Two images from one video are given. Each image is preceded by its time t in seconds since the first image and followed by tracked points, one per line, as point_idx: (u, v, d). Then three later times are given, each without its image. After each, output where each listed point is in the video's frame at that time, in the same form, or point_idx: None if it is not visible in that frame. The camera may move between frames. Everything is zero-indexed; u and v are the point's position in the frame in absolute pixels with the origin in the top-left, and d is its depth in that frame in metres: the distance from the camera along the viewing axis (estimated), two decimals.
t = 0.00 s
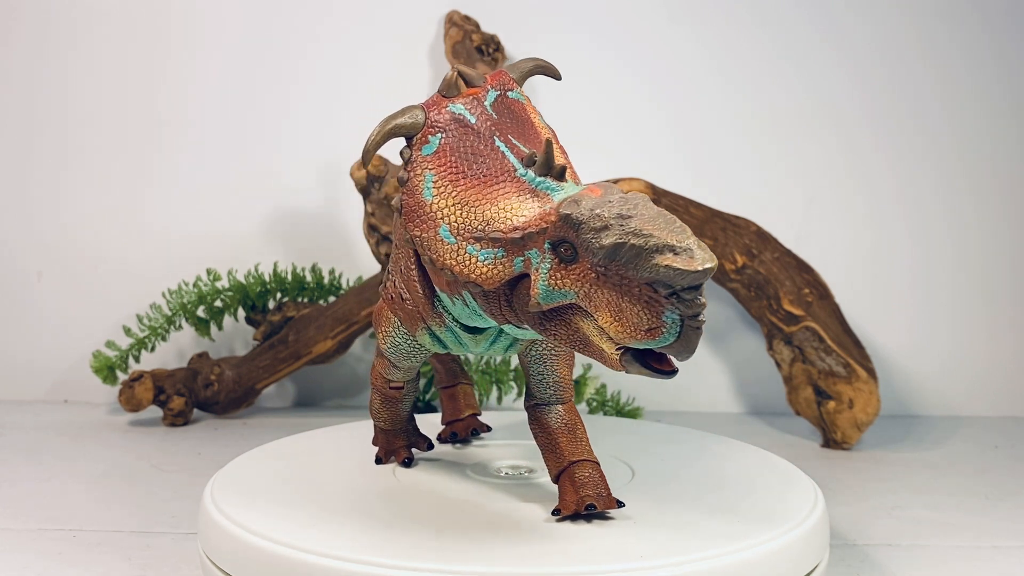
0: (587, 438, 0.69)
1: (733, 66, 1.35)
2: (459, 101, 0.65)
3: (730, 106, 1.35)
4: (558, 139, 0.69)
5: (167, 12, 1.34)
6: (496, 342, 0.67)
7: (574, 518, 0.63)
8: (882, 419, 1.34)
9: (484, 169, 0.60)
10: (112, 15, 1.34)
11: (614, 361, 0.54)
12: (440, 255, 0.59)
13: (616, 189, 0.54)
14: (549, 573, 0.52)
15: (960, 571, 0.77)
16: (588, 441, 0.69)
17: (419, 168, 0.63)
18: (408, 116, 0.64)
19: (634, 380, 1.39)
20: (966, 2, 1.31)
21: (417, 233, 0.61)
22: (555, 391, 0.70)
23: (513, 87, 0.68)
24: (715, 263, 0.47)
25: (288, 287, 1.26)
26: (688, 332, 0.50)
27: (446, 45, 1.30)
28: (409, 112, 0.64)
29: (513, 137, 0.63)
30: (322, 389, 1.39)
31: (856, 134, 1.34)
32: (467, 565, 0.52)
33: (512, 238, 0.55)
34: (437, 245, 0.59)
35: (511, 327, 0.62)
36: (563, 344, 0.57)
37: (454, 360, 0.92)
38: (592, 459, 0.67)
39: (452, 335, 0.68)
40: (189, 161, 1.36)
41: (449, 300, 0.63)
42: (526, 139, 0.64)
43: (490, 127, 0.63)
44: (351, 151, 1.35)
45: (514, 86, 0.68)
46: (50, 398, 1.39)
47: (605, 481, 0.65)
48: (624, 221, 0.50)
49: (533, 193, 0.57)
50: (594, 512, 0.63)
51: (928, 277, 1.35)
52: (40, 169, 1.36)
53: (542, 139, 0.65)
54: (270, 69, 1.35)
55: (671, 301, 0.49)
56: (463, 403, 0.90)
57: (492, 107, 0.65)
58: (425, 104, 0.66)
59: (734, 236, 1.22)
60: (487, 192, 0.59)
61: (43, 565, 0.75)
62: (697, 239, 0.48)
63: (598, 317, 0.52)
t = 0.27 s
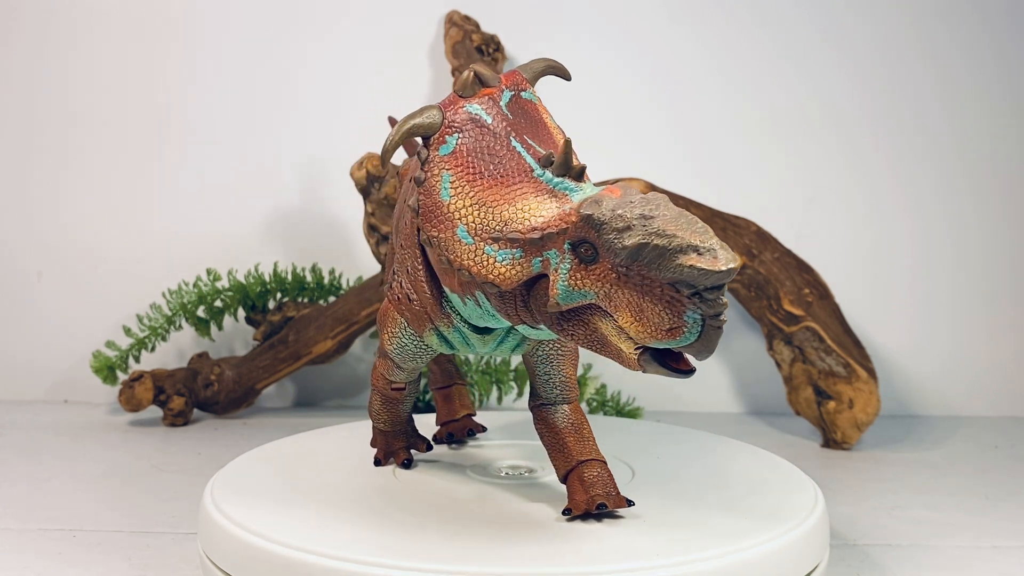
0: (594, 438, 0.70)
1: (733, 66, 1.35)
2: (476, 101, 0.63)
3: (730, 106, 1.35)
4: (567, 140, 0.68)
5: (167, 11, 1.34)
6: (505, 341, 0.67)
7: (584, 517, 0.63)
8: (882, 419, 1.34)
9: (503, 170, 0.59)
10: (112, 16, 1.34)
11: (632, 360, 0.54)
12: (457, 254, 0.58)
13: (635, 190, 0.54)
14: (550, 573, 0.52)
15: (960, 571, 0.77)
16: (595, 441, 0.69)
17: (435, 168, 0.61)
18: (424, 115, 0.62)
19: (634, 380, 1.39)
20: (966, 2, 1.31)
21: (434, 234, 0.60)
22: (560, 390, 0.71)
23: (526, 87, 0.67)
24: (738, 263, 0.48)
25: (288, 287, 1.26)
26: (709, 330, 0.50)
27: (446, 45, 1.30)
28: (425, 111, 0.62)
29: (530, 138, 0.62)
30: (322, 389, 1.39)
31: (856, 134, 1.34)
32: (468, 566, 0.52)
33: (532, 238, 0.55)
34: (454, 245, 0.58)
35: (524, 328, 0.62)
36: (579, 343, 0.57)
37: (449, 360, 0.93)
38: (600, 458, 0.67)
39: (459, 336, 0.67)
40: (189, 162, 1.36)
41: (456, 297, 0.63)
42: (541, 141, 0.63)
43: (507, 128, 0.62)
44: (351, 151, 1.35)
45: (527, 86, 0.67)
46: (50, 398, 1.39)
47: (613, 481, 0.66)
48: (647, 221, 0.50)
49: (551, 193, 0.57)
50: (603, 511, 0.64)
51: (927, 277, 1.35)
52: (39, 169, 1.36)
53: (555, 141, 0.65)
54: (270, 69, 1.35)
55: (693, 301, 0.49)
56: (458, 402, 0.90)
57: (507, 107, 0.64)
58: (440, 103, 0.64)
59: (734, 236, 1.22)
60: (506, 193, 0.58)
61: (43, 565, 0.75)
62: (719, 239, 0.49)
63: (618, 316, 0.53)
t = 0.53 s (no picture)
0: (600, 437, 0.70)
1: (734, 66, 1.35)
2: (491, 100, 0.63)
3: (730, 106, 1.35)
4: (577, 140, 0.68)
5: (167, 11, 1.34)
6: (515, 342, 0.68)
7: (593, 516, 0.63)
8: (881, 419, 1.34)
9: (519, 170, 0.59)
10: (112, 16, 1.34)
11: (649, 360, 0.54)
12: (475, 254, 0.58)
13: (654, 192, 0.54)
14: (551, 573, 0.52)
15: (960, 571, 0.77)
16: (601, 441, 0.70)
17: (453, 168, 0.61)
18: (442, 114, 0.61)
19: (634, 380, 1.39)
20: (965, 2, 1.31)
21: (451, 234, 0.59)
22: (566, 390, 0.72)
23: (539, 88, 0.67)
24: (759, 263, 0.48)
25: (288, 287, 1.26)
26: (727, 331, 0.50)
27: (446, 45, 1.30)
28: (442, 111, 0.62)
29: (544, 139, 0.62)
30: (322, 389, 1.39)
31: (856, 134, 1.34)
32: (469, 566, 0.52)
33: (550, 238, 0.55)
34: (471, 245, 0.58)
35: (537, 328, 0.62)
36: (595, 344, 0.57)
37: (444, 362, 0.92)
38: (607, 457, 0.68)
39: (467, 336, 0.67)
40: (189, 162, 1.36)
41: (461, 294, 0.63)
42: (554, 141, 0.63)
43: (521, 127, 0.61)
44: (351, 151, 1.35)
45: (540, 86, 0.67)
46: (50, 398, 1.39)
47: (620, 480, 0.66)
48: (668, 223, 0.50)
49: (569, 193, 0.56)
50: (613, 510, 0.64)
51: (928, 278, 1.35)
52: (40, 169, 1.36)
53: (567, 142, 0.65)
54: (270, 69, 1.35)
55: (715, 302, 0.49)
56: (454, 402, 0.90)
57: (523, 108, 0.64)
58: (457, 104, 0.64)
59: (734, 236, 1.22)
60: (524, 193, 0.57)
61: (42, 566, 0.75)
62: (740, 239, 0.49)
63: (637, 317, 0.52)
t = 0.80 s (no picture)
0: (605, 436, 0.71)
1: (734, 65, 1.34)
2: (507, 100, 0.63)
3: (730, 106, 1.35)
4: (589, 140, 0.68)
5: (167, 12, 1.34)
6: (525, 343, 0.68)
7: (603, 515, 0.63)
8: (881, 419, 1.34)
9: (536, 170, 0.59)
10: (113, 16, 1.34)
11: (665, 360, 0.54)
12: (493, 255, 0.58)
13: (673, 192, 0.54)
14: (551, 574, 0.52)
15: (960, 571, 0.77)
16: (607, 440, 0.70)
17: (470, 168, 0.61)
18: (460, 115, 0.61)
19: (634, 380, 1.39)
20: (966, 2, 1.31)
21: (469, 234, 0.59)
22: (571, 390, 0.72)
23: (553, 87, 0.66)
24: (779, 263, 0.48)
25: (288, 287, 1.26)
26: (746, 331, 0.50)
27: (446, 46, 1.31)
28: (459, 111, 0.62)
29: (560, 140, 0.62)
30: (322, 390, 1.39)
31: (856, 134, 1.34)
32: (469, 567, 0.52)
33: (569, 238, 0.55)
34: (490, 245, 0.58)
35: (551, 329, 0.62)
36: (611, 343, 0.57)
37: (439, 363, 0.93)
38: (614, 456, 0.68)
39: (475, 337, 0.68)
40: (189, 162, 1.36)
41: (471, 295, 0.64)
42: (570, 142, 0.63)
43: (538, 128, 0.61)
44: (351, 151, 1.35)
45: (554, 86, 0.66)
46: (50, 398, 1.39)
47: (628, 479, 0.67)
48: (690, 224, 0.50)
49: (587, 193, 0.57)
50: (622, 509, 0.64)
51: (928, 278, 1.35)
52: (39, 169, 1.36)
53: (581, 141, 0.65)
54: (270, 69, 1.35)
55: (735, 301, 0.49)
56: (450, 402, 0.90)
57: (538, 108, 0.64)
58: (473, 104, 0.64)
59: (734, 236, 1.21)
60: (542, 194, 0.57)
61: (42, 566, 0.75)
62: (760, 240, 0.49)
63: (656, 317, 0.52)
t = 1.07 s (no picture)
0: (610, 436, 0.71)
1: (734, 65, 1.34)
2: (524, 101, 0.63)
3: (731, 106, 1.35)
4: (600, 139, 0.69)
5: (167, 12, 1.34)
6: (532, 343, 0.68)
7: (613, 513, 0.64)
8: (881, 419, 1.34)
9: (554, 171, 0.59)
10: (113, 16, 1.34)
11: (682, 359, 0.55)
12: (512, 255, 0.58)
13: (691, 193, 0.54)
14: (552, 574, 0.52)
15: (960, 570, 0.77)
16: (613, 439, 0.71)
17: (489, 169, 0.61)
18: (479, 115, 0.61)
19: (634, 380, 1.39)
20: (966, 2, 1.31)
21: (487, 235, 0.59)
22: (577, 390, 0.73)
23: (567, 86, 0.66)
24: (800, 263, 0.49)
25: (288, 287, 1.26)
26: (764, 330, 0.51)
27: (446, 46, 1.31)
28: (478, 111, 0.61)
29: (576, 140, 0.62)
30: (322, 390, 1.39)
31: (856, 134, 1.34)
32: (470, 567, 0.52)
33: (587, 238, 0.55)
34: (508, 246, 0.58)
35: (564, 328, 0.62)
36: (627, 343, 0.57)
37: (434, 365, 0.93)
38: (620, 455, 0.69)
39: (483, 338, 0.68)
40: (189, 162, 1.36)
41: (481, 295, 0.64)
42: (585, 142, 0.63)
43: (555, 128, 0.61)
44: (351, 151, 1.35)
45: (567, 85, 0.66)
46: (50, 398, 1.39)
47: (635, 477, 0.67)
48: (712, 224, 0.50)
49: (605, 194, 0.57)
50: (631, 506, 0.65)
51: (928, 278, 1.35)
52: (39, 169, 1.36)
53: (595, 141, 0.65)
54: (270, 69, 1.35)
55: (755, 301, 0.50)
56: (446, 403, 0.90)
57: (554, 108, 0.64)
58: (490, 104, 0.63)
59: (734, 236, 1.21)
60: (560, 195, 0.57)
61: (42, 566, 0.75)
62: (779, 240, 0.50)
63: (675, 316, 0.52)
